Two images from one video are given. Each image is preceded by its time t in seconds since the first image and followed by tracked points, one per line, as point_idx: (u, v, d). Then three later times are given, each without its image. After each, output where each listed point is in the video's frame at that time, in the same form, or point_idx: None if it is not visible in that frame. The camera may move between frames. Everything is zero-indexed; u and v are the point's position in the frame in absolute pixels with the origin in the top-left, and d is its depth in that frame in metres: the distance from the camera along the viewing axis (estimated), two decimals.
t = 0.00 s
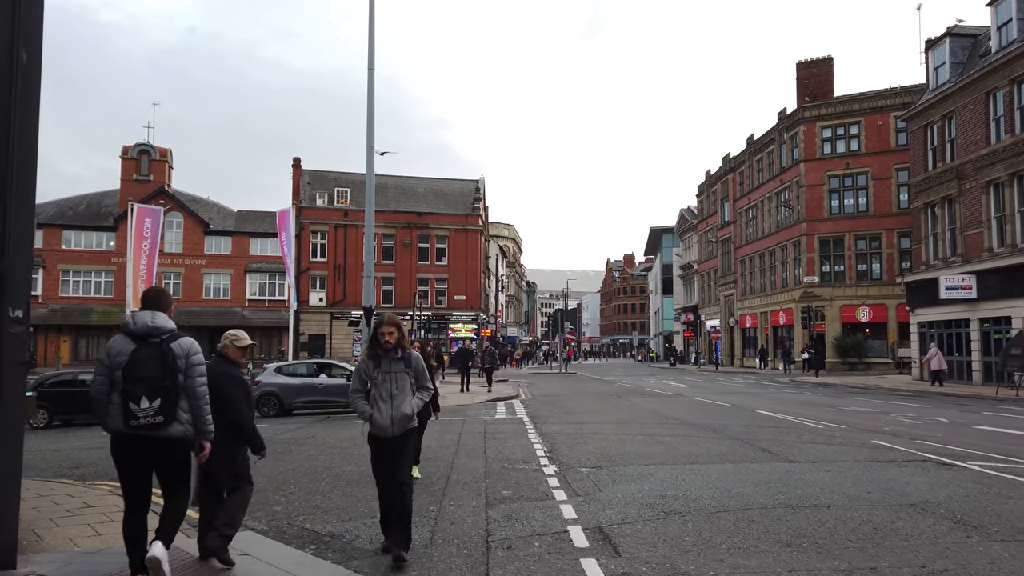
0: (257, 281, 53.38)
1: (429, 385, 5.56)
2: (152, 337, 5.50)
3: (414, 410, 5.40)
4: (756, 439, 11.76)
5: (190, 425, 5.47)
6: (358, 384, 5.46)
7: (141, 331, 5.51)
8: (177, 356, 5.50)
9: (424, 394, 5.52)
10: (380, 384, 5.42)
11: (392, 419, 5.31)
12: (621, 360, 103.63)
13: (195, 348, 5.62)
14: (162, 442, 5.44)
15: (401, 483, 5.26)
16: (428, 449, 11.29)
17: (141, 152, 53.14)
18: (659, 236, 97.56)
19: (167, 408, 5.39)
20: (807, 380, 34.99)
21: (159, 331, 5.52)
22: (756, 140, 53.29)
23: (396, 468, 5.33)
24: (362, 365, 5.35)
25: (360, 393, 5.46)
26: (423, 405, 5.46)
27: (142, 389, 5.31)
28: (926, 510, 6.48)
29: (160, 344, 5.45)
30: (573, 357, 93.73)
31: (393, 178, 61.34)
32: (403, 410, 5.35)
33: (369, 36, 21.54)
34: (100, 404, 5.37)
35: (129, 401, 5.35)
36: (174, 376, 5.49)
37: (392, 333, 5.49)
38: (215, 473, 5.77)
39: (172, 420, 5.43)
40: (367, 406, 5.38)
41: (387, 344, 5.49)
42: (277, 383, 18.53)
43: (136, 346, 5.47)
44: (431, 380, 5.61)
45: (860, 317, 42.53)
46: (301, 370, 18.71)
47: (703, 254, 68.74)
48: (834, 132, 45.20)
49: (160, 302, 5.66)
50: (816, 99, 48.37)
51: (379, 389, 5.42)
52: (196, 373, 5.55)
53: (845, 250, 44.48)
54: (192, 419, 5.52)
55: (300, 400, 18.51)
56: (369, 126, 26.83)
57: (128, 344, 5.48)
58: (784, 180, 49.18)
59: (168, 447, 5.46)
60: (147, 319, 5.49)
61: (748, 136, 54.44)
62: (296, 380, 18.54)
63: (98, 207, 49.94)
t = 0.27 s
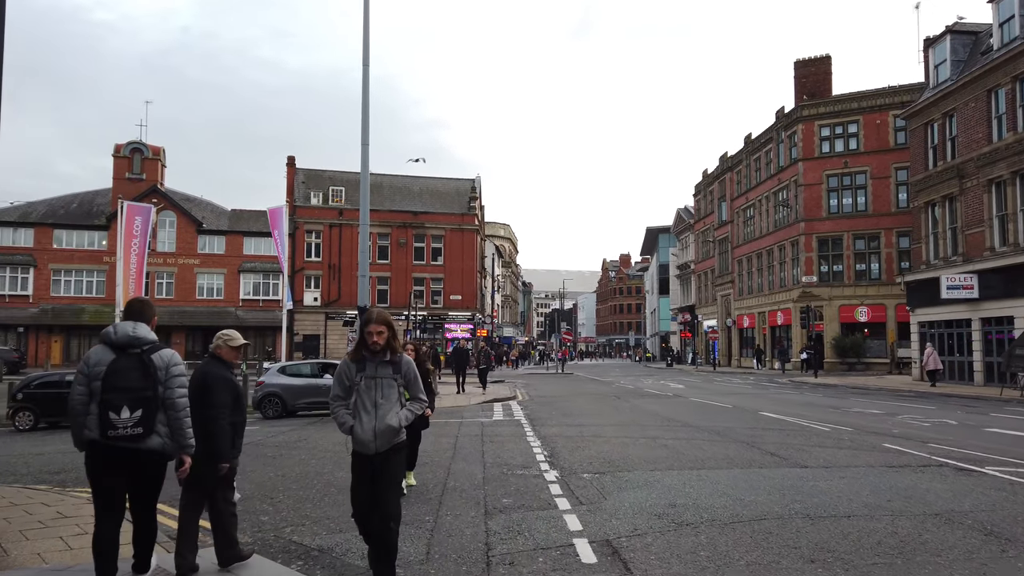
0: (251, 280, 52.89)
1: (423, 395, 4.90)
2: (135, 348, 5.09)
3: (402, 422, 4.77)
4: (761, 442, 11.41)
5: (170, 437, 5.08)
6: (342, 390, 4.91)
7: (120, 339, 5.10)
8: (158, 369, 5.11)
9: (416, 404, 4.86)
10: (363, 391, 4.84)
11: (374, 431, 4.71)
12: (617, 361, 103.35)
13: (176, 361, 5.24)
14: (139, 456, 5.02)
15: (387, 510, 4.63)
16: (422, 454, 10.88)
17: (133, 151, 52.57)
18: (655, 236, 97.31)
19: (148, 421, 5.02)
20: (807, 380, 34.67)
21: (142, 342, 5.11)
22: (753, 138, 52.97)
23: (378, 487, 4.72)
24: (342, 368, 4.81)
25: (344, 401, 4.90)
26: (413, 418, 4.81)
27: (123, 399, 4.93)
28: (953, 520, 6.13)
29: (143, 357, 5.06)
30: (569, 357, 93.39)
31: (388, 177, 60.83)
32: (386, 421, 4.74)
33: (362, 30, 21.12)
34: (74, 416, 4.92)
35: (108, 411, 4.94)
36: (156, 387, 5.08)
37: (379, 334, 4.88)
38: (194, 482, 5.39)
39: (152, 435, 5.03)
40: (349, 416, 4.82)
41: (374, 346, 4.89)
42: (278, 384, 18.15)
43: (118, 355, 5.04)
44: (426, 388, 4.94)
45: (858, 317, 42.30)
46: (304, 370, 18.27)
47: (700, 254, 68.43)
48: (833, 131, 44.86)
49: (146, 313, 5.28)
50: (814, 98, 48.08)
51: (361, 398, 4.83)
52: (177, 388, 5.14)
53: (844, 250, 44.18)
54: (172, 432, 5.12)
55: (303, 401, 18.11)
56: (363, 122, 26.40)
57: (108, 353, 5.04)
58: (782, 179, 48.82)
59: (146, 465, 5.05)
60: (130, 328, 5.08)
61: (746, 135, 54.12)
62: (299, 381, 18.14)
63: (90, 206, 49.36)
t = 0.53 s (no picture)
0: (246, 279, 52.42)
1: (410, 396, 4.09)
2: (121, 345, 5.00)
3: (383, 431, 4.01)
4: (771, 444, 11.06)
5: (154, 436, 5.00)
6: (316, 391, 4.17)
7: (108, 334, 5.00)
8: (145, 366, 5.03)
9: (403, 407, 4.07)
10: (337, 393, 4.08)
11: (348, 444, 3.97)
12: (614, 361, 102.91)
13: (164, 359, 5.14)
14: (121, 455, 4.91)
15: (373, 531, 4.05)
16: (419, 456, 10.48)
17: (127, 149, 52.04)
18: (652, 235, 96.99)
19: (132, 417, 4.92)
20: (808, 381, 34.30)
21: (129, 339, 5.03)
22: (752, 137, 52.62)
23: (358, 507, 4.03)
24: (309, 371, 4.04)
25: (319, 404, 4.17)
26: (396, 424, 4.03)
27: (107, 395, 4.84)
28: (986, 529, 5.78)
29: (129, 353, 4.98)
30: (567, 358, 92.96)
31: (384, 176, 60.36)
32: (362, 431, 3.98)
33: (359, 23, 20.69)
34: (57, 411, 4.83)
35: (91, 408, 4.84)
36: (141, 385, 5.00)
37: (349, 326, 4.07)
38: (202, 483, 5.09)
39: (136, 432, 4.93)
40: (321, 423, 4.08)
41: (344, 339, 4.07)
42: (288, 383, 17.71)
43: (103, 352, 4.96)
44: (415, 387, 4.13)
45: (857, 317, 41.98)
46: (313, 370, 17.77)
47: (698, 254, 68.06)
48: (833, 129, 44.55)
49: (132, 310, 5.20)
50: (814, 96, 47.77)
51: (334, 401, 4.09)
52: (163, 386, 5.06)
53: (844, 249, 43.84)
54: (156, 430, 5.05)
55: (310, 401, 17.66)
56: (359, 118, 25.97)
57: (95, 349, 4.96)
58: (781, 178, 48.49)
59: (128, 463, 4.95)
60: (117, 325, 5.01)
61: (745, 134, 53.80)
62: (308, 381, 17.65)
63: (84, 204, 48.85)
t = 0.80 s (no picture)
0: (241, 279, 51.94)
1: (368, 411, 3.31)
2: (92, 355, 4.59)
3: (335, 456, 3.20)
4: (780, 448, 10.69)
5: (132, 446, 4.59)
6: (248, 411, 3.35)
7: (77, 345, 4.59)
8: (119, 376, 4.62)
9: (358, 425, 3.28)
10: (275, 413, 3.26)
11: (288, 473, 3.17)
12: (611, 361, 102.56)
13: (137, 369, 4.74)
14: (99, 467, 4.48)
15: None
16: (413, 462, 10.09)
17: (120, 147, 51.54)
18: (649, 235, 96.67)
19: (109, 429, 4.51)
20: (808, 381, 33.98)
21: (99, 349, 4.62)
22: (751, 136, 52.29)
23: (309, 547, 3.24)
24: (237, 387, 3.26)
25: (254, 427, 3.36)
26: (352, 446, 3.25)
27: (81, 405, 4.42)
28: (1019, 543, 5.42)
29: (102, 363, 4.57)
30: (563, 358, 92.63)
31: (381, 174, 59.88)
32: (309, 458, 3.19)
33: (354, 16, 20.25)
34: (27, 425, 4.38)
35: (63, 420, 4.41)
36: (115, 394, 4.59)
37: (285, 330, 3.26)
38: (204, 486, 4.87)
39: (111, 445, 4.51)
40: (256, 450, 3.27)
41: (280, 346, 3.27)
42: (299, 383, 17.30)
43: (72, 363, 4.55)
44: (373, 399, 3.35)
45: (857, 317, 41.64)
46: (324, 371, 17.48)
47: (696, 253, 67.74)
48: (832, 128, 44.25)
49: (100, 319, 4.81)
50: (813, 95, 47.47)
51: (271, 422, 3.27)
52: (139, 396, 4.67)
53: (844, 249, 43.51)
54: (134, 437, 4.64)
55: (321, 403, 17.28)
56: (355, 115, 25.53)
57: (63, 361, 4.54)
58: (780, 177, 48.16)
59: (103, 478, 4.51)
60: (86, 334, 4.60)
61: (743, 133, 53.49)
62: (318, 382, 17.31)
63: (76, 203, 48.33)
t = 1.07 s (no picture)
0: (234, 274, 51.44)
1: (312, 389, 2.88)
2: (50, 343, 4.19)
3: (274, 440, 2.76)
4: (787, 444, 10.34)
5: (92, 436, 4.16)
6: (154, 384, 2.78)
7: (36, 333, 4.20)
8: (79, 363, 4.19)
9: (300, 404, 2.85)
10: (196, 391, 2.72)
11: (211, 462, 2.67)
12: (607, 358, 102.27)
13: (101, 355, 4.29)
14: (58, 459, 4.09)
15: None
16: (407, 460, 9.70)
17: (112, 141, 50.98)
18: (645, 232, 96.33)
19: (66, 418, 4.09)
20: (807, 378, 33.69)
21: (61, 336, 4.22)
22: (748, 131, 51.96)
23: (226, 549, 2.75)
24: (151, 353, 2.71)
25: (160, 406, 2.80)
26: (290, 430, 2.81)
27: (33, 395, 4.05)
28: None
29: (58, 349, 4.15)
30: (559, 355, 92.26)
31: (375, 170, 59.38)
32: (236, 445, 2.70)
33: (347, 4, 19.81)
34: None
35: (18, 411, 4.03)
36: (73, 383, 4.16)
37: (212, 286, 2.74)
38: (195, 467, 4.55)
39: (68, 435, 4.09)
40: (167, 437, 2.74)
41: (204, 306, 2.74)
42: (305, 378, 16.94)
43: (31, 352, 4.16)
44: (318, 374, 2.92)
45: (855, 313, 41.37)
46: (331, 366, 17.16)
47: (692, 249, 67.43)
48: (830, 123, 43.93)
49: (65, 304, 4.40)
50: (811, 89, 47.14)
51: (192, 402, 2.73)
52: (100, 384, 4.21)
53: (842, 244, 43.19)
54: (97, 431, 4.21)
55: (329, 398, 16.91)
56: (349, 107, 25.10)
57: (21, 350, 4.17)
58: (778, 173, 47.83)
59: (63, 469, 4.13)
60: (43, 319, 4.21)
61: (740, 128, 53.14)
62: (325, 377, 16.97)
63: (67, 198, 47.74)
